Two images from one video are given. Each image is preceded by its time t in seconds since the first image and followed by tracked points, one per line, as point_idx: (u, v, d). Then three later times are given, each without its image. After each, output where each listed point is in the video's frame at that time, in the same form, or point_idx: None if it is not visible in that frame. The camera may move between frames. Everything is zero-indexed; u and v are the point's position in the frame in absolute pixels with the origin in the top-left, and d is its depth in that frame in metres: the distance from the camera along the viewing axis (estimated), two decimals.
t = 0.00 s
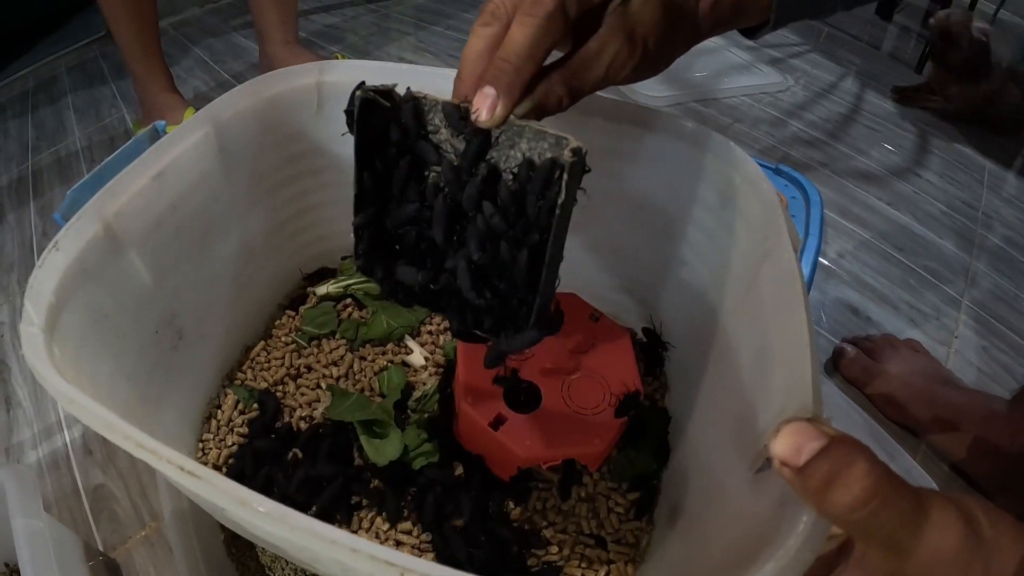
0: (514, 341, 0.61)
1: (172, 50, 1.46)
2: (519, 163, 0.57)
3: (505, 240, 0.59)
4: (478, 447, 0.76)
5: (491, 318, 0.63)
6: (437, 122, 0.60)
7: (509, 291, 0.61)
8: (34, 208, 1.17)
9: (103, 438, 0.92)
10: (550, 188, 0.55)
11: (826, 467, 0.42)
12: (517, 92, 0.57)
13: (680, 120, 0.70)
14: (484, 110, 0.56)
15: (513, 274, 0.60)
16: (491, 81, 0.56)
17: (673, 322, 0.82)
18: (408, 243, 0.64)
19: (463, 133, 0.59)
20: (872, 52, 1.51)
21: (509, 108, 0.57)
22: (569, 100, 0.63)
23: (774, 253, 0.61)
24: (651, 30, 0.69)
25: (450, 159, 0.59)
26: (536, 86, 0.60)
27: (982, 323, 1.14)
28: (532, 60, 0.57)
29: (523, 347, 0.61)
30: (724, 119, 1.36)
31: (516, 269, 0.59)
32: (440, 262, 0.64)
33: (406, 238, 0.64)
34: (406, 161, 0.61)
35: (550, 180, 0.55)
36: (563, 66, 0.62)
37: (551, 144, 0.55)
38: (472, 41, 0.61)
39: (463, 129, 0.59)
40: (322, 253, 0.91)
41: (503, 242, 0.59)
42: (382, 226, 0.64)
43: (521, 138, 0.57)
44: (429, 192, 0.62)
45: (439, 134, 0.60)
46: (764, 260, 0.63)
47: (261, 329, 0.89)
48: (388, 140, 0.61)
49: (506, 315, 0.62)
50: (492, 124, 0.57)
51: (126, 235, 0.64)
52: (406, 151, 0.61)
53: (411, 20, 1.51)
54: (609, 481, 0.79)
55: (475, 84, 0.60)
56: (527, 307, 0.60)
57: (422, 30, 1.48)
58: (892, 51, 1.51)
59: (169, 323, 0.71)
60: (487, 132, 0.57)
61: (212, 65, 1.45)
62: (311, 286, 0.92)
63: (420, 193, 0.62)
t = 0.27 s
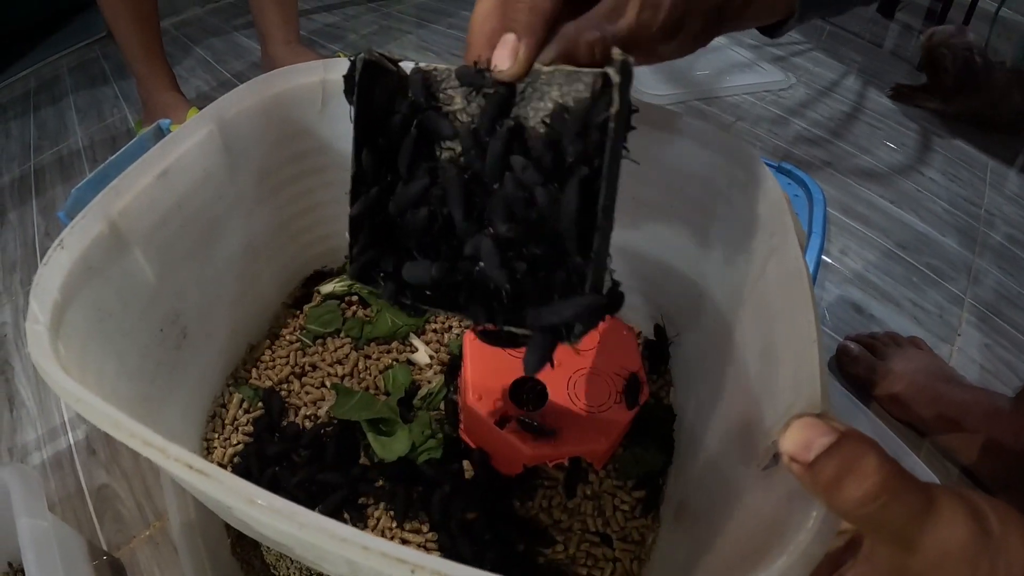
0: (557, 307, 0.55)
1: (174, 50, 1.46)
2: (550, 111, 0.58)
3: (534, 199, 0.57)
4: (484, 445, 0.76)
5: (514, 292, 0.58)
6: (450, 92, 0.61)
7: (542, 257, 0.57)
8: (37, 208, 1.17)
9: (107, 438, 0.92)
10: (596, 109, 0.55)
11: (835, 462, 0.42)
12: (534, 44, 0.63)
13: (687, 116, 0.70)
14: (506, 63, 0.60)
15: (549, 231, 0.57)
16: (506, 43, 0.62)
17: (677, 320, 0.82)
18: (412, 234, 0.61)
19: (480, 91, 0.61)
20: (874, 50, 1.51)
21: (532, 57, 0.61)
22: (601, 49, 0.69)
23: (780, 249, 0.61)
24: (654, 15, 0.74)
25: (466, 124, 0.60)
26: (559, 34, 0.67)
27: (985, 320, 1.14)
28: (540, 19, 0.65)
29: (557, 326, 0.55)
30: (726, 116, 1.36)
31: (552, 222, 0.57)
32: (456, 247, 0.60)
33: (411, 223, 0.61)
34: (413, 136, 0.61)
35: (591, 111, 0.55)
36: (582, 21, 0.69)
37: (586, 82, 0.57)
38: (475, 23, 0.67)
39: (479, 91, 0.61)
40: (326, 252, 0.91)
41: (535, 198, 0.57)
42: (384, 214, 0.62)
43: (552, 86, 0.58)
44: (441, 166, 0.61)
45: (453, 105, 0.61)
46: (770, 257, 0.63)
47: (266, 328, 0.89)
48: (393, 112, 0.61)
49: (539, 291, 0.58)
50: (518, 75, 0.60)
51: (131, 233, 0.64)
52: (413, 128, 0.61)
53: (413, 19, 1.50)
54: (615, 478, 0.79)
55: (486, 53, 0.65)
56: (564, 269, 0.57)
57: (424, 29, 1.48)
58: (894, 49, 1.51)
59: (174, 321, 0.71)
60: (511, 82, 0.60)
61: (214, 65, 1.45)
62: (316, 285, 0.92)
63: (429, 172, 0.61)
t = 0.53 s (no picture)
0: (566, 395, 0.54)
1: (172, 50, 1.46)
2: (563, 169, 0.55)
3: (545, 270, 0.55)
4: (480, 442, 0.75)
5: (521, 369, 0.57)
6: (450, 144, 0.59)
7: (546, 333, 0.56)
8: (35, 209, 1.17)
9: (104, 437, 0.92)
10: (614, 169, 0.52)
11: (833, 461, 0.41)
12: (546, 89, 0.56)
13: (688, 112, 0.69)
14: (513, 109, 0.54)
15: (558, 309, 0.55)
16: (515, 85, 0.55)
17: (676, 319, 0.81)
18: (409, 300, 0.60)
19: (485, 145, 0.57)
20: (875, 47, 1.50)
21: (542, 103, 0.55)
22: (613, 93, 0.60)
23: (778, 245, 0.60)
24: (665, 49, 0.63)
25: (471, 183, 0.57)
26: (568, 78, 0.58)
27: (986, 318, 1.13)
28: (551, 59, 0.58)
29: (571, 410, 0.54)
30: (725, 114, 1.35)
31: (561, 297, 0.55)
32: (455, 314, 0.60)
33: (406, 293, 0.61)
34: (410, 186, 0.59)
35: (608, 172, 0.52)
36: (592, 61, 0.60)
37: (601, 138, 0.53)
38: (472, 66, 0.63)
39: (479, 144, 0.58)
40: (321, 250, 0.90)
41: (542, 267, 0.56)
42: (381, 274, 0.61)
43: (563, 139, 0.55)
44: (440, 225, 0.59)
45: (454, 158, 0.59)
46: (768, 252, 0.62)
47: (261, 326, 0.88)
48: (390, 164, 0.59)
49: (543, 368, 0.57)
50: (527, 124, 0.55)
51: (124, 231, 0.63)
52: (411, 180, 0.59)
53: (411, 18, 1.50)
54: (612, 478, 0.78)
55: (488, 100, 0.60)
56: (569, 347, 0.56)
57: (423, 28, 1.47)
58: (895, 46, 1.50)
59: (168, 320, 0.71)
60: (519, 135, 0.55)
61: (212, 65, 1.44)
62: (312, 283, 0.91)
63: (428, 230, 0.60)
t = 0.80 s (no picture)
0: (553, 409, 0.50)
1: (167, 47, 1.44)
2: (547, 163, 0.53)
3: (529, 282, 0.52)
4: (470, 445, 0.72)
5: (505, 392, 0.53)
6: (424, 147, 0.58)
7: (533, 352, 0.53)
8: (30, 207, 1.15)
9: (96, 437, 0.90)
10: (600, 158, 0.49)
11: (837, 465, 0.40)
12: (525, 78, 0.56)
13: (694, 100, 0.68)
14: (489, 103, 0.54)
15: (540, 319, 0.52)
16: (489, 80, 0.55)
17: (674, 316, 0.79)
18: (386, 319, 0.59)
19: (460, 146, 0.57)
20: (876, 40, 1.48)
21: (521, 93, 0.55)
22: (602, 78, 0.59)
23: (780, 237, 0.59)
24: (659, 33, 0.61)
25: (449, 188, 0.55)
26: (551, 66, 0.57)
27: (990, 313, 1.12)
28: (529, 45, 0.57)
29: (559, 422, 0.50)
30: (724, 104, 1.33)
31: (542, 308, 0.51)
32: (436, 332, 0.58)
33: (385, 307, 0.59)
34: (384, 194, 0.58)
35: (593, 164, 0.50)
36: (576, 46, 0.59)
37: (589, 126, 0.51)
38: (448, 61, 0.64)
39: (457, 143, 0.57)
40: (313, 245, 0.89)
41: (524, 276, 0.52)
42: (355, 294, 0.60)
43: (547, 130, 0.53)
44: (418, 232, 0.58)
45: (432, 161, 0.58)
46: (770, 244, 0.60)
47: (251, 323, 0.86)
48: (360, 168, 0.58)
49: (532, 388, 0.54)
50: (503, 117, 0.55)
51: (106, 226, 0.62)
52: (385, 187, 0.58)
53: (409, 13, 1.47)
54: (608, 477, 0.76)
55: (465, 96, 0.62)
56: (559, 362, 0.52)
57: (422, 22, 1.45)
58: (895, 40, 1.48)
59: (153, 317, 0.69)
60: (500, 129, 0.55)
61: (208, 62, 1.42)
62: (303, 279, 0.89)
63: (406, 241, 0.58)
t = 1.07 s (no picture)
0: (580, 434, 0.53)
1: (168, 46, 1.44)
2: (576, 170, 0.53)
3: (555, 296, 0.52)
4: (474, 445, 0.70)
5: (530, 414, 0.56)
6: (439, 136, 0.57)
7: (556, 373, 0.54)
8: (30, 206, 1.15)
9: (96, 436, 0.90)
10: (647, 182, 0.50)
11: (846, 463, 0.40)
12: (555, 73, 0.53)
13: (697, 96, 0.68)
14: (517, 97, 0.51)
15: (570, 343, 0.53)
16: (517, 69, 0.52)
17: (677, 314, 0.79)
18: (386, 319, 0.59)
19: (477, 139, 0.55)
20: (877, 38, 1.48)
21: (550, 89, 0.52)
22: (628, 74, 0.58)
23: (786, 235, 0.58)
24: (686, 28, 0.62)
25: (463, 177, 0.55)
26: (576, 64, 0.55)
27: (993, 311, 1.11)
28: (557, 35, 0.54)
29: (585, 447, 0.53)
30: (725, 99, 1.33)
31: (577, 337, 0.52)
32: (439, 336, 0.58)
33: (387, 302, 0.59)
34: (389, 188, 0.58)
35: (632, 179, 0.50)
36: (601, 45, 0.58)
37: (626, 136, 0.51)
38: (461, 48, 0.60)
39: (470, 137, 0.55)
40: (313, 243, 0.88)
41: (551, 293, 0.52)
42: (354, 289, 0.60)
43: (579, 134, 0.53)
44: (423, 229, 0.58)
45: (444, 152, 0.57)
46: (776, 241, 0.60)
47: (251, 321, 0.86)
48: (366, 157, 0.58)
49: (558, 407, 0.55)
50: (529, 113, 0.52)
51: (105, 224, 0.61)
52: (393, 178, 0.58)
53: (409, 12, 1.47)
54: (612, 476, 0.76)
55: (481, 83, 0.57)
56: (585, 386, 0.53)
57: (422, 21, 1.45)
58: (897, 38, 1.48)
59: (153, 315, 0.68)
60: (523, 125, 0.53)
61: (210, 61, 1.42)
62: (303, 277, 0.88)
63: (410, 240, 0.58)
